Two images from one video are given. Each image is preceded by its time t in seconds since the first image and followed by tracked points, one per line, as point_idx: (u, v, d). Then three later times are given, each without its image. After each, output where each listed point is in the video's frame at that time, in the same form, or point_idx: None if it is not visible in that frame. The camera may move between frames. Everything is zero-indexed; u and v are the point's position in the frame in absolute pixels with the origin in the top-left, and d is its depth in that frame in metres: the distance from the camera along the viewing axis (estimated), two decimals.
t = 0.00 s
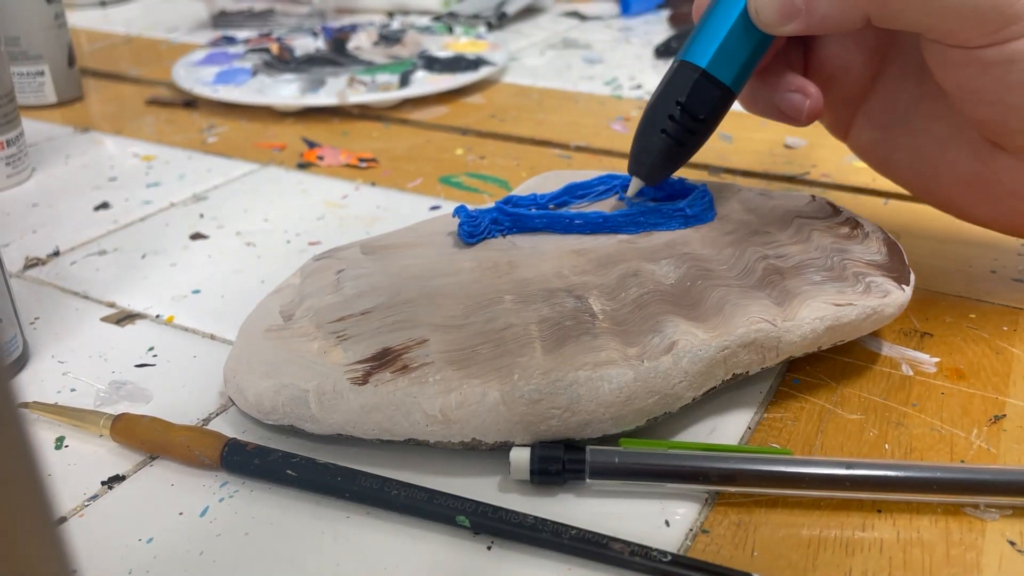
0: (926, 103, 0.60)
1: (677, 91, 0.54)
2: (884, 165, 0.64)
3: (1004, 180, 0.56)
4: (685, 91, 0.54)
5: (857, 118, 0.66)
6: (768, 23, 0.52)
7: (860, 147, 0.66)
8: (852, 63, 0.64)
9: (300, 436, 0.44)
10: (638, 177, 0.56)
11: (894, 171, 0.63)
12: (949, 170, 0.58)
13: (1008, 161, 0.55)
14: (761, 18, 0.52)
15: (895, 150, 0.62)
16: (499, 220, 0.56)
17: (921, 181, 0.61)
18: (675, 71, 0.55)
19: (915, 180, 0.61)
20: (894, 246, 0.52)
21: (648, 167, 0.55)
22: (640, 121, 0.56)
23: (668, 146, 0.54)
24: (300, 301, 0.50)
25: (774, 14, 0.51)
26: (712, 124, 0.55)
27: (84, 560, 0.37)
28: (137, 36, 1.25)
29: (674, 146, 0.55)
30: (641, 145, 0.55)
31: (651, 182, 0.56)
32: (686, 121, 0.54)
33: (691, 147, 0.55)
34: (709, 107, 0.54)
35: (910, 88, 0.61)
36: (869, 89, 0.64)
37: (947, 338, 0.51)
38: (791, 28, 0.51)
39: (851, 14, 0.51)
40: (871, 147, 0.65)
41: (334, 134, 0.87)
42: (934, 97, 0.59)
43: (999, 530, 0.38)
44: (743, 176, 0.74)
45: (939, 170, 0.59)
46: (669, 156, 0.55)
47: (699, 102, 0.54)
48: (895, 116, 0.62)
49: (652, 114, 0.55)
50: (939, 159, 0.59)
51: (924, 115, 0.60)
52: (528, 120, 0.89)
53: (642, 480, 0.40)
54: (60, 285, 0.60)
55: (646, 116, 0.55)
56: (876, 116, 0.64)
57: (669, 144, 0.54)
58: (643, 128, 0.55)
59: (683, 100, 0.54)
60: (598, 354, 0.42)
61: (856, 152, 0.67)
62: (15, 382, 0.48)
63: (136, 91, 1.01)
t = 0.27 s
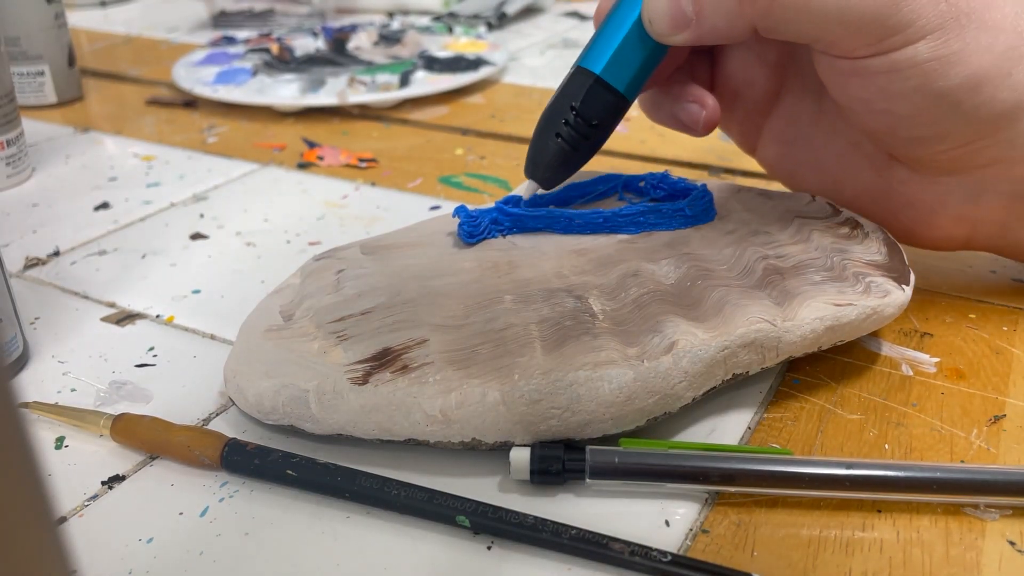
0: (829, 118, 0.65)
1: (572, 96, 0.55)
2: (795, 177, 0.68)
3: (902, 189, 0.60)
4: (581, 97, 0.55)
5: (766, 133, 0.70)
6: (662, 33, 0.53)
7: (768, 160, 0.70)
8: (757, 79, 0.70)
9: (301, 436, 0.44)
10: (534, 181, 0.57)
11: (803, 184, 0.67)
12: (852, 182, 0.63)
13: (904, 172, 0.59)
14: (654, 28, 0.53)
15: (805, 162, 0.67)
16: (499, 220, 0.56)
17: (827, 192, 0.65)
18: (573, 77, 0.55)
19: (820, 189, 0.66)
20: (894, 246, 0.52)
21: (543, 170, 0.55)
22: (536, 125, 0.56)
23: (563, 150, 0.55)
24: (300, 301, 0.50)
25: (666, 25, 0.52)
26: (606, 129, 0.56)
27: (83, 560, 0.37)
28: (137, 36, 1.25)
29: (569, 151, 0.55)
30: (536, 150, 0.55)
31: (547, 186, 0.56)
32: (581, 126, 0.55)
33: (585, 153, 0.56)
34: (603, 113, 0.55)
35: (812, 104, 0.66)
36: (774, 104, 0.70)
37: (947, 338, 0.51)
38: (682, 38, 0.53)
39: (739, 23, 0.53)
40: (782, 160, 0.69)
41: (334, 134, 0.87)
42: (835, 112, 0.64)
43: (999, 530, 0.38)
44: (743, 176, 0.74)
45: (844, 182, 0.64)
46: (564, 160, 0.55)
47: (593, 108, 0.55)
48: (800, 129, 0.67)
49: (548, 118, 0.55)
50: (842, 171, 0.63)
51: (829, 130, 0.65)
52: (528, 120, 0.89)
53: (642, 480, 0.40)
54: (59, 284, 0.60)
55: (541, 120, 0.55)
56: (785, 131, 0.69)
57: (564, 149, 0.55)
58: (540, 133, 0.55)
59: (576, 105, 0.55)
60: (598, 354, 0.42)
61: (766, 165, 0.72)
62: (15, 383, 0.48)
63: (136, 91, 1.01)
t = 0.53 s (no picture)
0: (835, 114, 0.64)
1: (583, 90, 0.56)
2: (800, 172, 0.68)
3: (905, 184, 0.60)
4: (591, 91, 0.55)
5: (774, 128, 0.70)
6: (670, 29, 0.53)
7: (775, 154, 0.71)
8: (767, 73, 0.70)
9: (301, 436, 0.44)
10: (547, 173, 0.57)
11: (809, 178, 0.67)
12: (857, 178, 0.63)
13: (907, 167, 0.59)
14: (663, 24, 0.53)
15: (809, 157, 0.67)
16: (499, 220, 0.56)
17: (832, 186, 0.65)
18: (585, 71, 0.56)
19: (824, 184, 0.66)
20: (894, 246, 0.52)
21: (554, 162, 0.56)
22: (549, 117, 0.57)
23: (574, 143, 0.55)
24: (300, 301, 0.50)
25: (675, 22, 0.53)
26: (617, 122, 0.56)
27: (83, 561, 0.37)
28: (137, 36, 1.25)
29: (580, 145, 0.56)
30: (549, 143, 0.56)
31: (558, 177, 0.57)
32: (592, 119, 0.55)
33: (596, 145, 0.56)
34: (613, 106, 0.56)
35: (819, 99, 0.66)
36: (781, 99, 0.70)
37: (947, 338, 0.51)
38: (689, 35, 0.53)
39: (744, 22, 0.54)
40: (787, 155, 0.69)
41: (334, 134, 0.87)
42: (841, 108, 0.64)
43: (999, 530, 0.38)
44: (743, 176, 0.74)
45: (849, 177, 0.64)
46: (575, 153, 0.56)
47: (603, 101, 0.55)
48: (806, 124, 0.67)
49: (561, 111, 0.56)
50: (847, 166, 0.64)
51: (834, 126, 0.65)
52: (528, 120, 0.89)
53: (642, 480, 0.40)
54: (60, 285, 0.60)
55: (554, 113, 0.56)
56: (791, 126, 0.69)
57: (575, 142, 0.55)
58: (552, 126, 0.56)
59: (588, 99, 0.55)
60: (598, 354, 0.42)
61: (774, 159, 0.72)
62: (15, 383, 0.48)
63: (136, 91, 1.01)
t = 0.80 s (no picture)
0: (914, 109, 0.64)
1: (679, 73, 0.57)
2: (873, 167, 0.67)
3: (978, 181, 0.59)
4: (685, 74, 0.57)
5: (848, 123, 0.69)
6: (764, 17, 0.55)
7: (850, 149, 0.69)
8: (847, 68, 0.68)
9: (301, 436, 0.44)
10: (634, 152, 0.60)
11: (881, 173, 0.66)
12: (931, 173, 0.62)
13: (984, 164, 0.58)
14: (758, 12, 0.55)
15: (882, 151, 0.66)
16: (499, 220, 0.56)
17: (903, 183, 0.64)
18: (678, 55, 0.58)
19: (898, 179, 0.65)
20: (894, 246, 0.52)
21: (644, 142, 0.58)
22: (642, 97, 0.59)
23: (664, 124, 0.58)
24: (300, 301, 0.50)
25: (770, 9, 0.54)
26: (706, 106, 0.58)
27: (83, 561, 0.37)
28: (137, 36, 1.25)
29: (669, 125, 0.58)
30: (639, 122, 0.58)
31: (646, 157, 0.59)
32: (684, 102, 0.57)
33: (685, 127, 0.58)
34: (705, 90, 0.57)
35: (900, 94, 0.65)
36: (862, 94, 0.68)
37: (947, 338, 0.51)
38: (783, 24, 0.54)
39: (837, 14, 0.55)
40: (861, 150, 0.68)
41: (334, 134, 0.87)
42: (922, 103, 0.63)
43: (999, 530, 0.38)
44: (743, 176, 0.74)
45: (921, 172, 0.63)
46: (664, 134, 0.58)
47: (695, 85, 0.57)
48: (884, 119, 0.66)
49: (653, 92, 0.58)
50: (925, 160, 0.62)
51: (911, 121, 0.64)
52: (528, 120, 0.89)
53: (642, 480, 0.40)
54: (60, 285, 0.60)
55: (647, 94, 0.59)
56: (867, 121, 0.68)
57: (666, 123, 0.58)
58: (644, 106, 0.58)
59: (681, 82, 0.57)
60: (598, 354, 0.42)
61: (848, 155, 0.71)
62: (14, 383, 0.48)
63: (136, 91, 1.01)
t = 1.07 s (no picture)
0: (980, 122, 0.62)
1: (756, 85, 0.56)
2: (930, 181, 0.65)
3: None
4: (764, 86, 0.56)
5: (901, 135, 0.67)
6: (848, 26, 0.53)
7: (905, 162, 0.67)
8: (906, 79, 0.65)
9: (301, 436, 0.44)
10: (706, 167, 0.58)
11: (939, 188, 0.64)
12: (998, 189, 0.60)
13: None
14: (841, 21, 0.53)
15: (945, 165, 0.64)
16: (498, 220, 0.56)
17: (964, 198, 0.62)
18: (756, 66, 0.56)
19: (958, 194, 0.63)
20: (893, 245, 0.52)
21: (720, 155, 0.57)
22: (716, 111, 0.58)
23: (742, 137, 0.56)
24: (300, 301, 0.50)
25: (855, 18, 0.53)
26: (785, 119, 0.57)
27: (83, 560, 0.37)
28: (137, 36, 1.25)
29: (747, 139, 0.56)
30: (715, 134, 0.57)
31: (719, 172, 0.58)
32: (763, 115, 0.56)
33: (763, 141, 0.57)
34: (785, 103, 0.56)
35: (966, 107, 0.63)
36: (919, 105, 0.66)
37: (947, 338, 0.51)
38: (869, 32, 0.53)
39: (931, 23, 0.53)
40: (917, 163, 0.66)
41: (334, 134, 0.87)
42: (990, 116, 0.61)
43: (999, 530, 0.38)
44: (743, 176, 0.74)
45: (988, 187, 0.61)
46: (741, 149, 0.57)
47: (775, 97, 0.56)
48: (948, 132, 0.64)
49: (729, 105, 0.57)
50: (994, 176, 0.60)
51: (977, 134, 0.62)
52: (528, 120, 0.89)
53: (642, 480, 0.40)
54: (61, 285, 0.60)
55: (722, 107, 0.57)
56: (927, 133, 0.65)
57: (743, 136, 0.56)
58: (718, 119, 0.57)
59: (760, 95, 0.56)
60: (598, 354, 0.42)
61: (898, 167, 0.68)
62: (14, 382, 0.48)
63: (136, 91, 1.01)
